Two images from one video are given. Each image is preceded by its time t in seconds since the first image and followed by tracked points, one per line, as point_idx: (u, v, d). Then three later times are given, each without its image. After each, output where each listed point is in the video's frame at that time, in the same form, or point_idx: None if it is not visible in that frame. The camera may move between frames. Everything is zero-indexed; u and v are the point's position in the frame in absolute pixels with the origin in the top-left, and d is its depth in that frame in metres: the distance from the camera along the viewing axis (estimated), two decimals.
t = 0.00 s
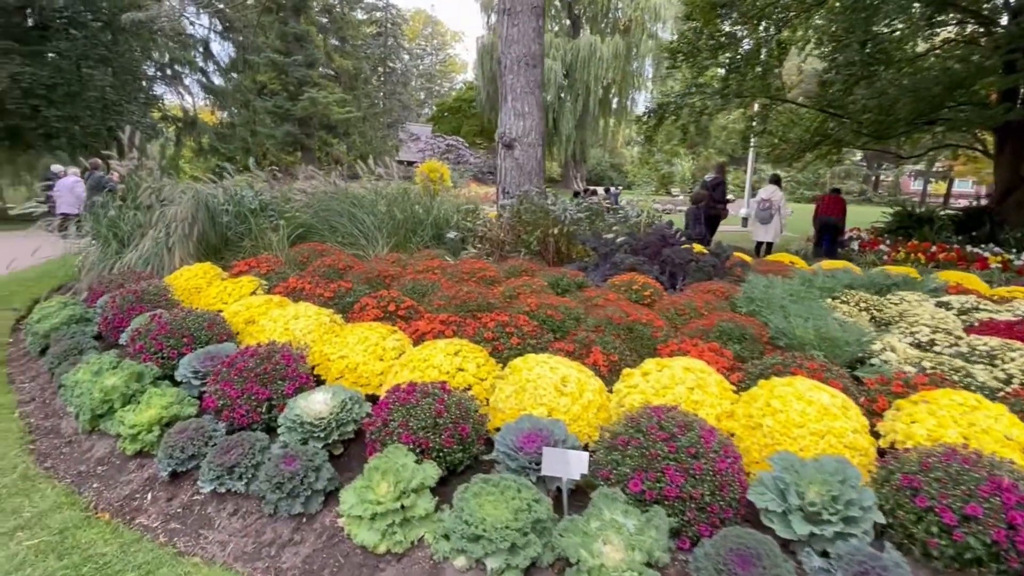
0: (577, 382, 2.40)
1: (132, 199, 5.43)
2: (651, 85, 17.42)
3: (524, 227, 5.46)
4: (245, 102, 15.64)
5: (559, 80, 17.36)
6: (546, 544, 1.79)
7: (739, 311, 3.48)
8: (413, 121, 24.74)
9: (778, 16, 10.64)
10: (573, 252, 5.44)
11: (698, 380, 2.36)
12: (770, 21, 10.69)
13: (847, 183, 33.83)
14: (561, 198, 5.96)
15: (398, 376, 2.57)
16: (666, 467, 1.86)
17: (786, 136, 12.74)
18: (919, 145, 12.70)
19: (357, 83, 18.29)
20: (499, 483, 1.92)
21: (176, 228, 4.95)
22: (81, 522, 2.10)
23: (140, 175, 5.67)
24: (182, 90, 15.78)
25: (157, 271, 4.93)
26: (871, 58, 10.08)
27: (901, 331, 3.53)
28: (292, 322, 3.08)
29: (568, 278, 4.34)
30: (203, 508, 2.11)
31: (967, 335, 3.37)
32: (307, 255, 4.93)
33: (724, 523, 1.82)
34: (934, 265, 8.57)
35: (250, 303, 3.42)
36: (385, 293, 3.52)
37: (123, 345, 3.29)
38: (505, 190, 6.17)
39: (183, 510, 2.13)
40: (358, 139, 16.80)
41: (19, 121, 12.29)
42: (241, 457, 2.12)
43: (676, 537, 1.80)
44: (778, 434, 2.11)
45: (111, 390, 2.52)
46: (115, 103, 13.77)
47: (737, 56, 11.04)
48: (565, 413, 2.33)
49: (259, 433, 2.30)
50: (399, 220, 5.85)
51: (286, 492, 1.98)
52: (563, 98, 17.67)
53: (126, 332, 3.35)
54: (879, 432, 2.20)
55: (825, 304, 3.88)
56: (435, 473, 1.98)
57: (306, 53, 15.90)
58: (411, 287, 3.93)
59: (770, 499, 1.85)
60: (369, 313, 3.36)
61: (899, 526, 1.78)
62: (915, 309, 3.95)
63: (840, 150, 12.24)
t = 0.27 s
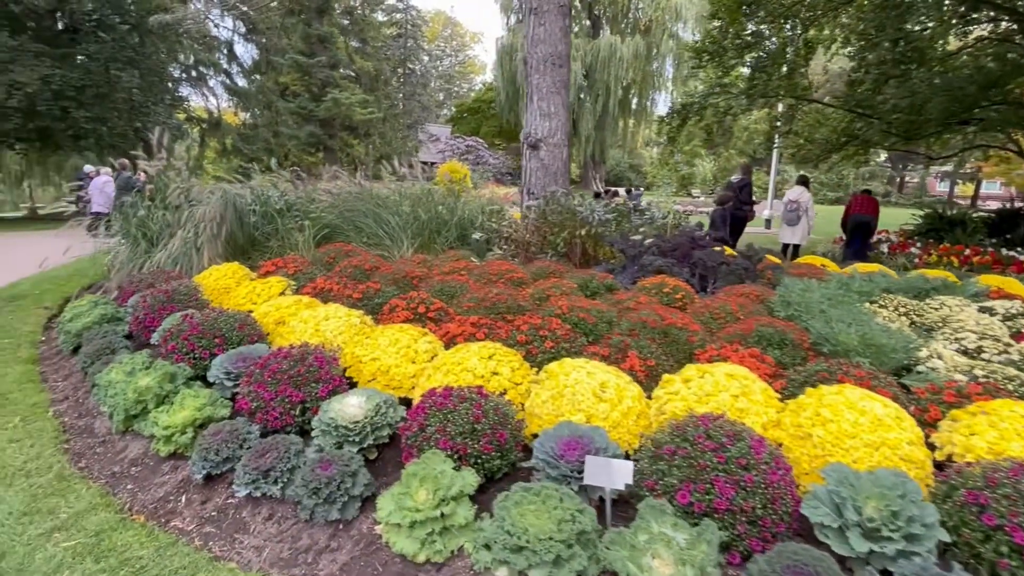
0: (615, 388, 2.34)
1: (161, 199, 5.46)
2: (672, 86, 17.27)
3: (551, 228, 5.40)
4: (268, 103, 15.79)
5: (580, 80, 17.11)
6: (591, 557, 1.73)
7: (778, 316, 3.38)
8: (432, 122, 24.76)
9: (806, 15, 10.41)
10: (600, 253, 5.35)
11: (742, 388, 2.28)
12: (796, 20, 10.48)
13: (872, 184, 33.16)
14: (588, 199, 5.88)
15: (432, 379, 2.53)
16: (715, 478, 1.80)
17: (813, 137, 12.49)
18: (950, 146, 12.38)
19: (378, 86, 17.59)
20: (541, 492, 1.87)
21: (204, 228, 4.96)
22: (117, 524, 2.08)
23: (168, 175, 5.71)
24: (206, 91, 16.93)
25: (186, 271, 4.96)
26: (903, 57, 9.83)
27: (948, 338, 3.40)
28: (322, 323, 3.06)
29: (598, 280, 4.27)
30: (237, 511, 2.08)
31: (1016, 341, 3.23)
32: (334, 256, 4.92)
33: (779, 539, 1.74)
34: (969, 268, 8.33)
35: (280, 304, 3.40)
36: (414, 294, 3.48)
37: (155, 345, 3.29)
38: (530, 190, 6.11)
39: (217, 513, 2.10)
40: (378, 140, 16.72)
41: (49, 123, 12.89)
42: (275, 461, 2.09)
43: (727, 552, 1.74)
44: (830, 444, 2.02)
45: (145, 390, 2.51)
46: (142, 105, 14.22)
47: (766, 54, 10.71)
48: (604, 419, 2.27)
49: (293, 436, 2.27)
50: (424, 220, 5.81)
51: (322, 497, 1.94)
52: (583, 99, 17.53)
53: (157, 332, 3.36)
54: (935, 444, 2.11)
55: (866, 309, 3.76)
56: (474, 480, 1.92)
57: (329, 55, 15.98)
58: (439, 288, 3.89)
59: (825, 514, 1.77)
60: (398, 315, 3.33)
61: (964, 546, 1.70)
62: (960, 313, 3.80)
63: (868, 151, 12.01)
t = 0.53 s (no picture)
0: (667, 399, 2.25)
1: (193, 203, 5.49)
2: (693, 87, 17.11)
3: (582, 232, 5.32)
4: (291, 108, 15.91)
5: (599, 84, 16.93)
6: None
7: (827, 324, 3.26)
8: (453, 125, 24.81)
9: (835, 15, 10.23)
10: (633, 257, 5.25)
11: (802, 401, 2.18)
12: (826, 20, 10.28)
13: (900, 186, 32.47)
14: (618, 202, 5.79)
15: (475, 389, 2.46)
16: (785, 498, 1.70)
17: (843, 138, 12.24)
18: (986, 147, 12.05)
19: (398, 89, 17.76)
20: (598, 510, 1.79)
21: (236, 232, 4.97)
22: (160, 535, 2.05)
23: (201, 179, 5.74)
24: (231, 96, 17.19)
25: (218, 275, 4.96)
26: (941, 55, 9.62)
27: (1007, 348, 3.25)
28: (359, 330, 3.01)
29: (634, 286, 4.18)
30: (282, 524, 2.03)
31: None
32: (364, 260, 4.89)
33: (855, 564, 1.64)
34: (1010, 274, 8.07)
35: (314, 309, 3.37)
36: (450, 300, 3.42)
37: (191, 350, 3.28)
38: (559, 194, 6.03)
39: (261, 526, 2.05)
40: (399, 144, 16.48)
41: (80, 128, 13.14)
42: (320, 472, 2.04)
43: None
44: (901, 462, 1.92)
45: (186, 398, 2.48)
46: (169, 110, 14.41)
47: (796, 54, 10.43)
48: (657, 432, 2.18)
49: (337, 446, 2.22)
50: (453, 224, 5.77)
51: (371, 511, 1.88)
52: (604, 101, 17.39)
53: (193, 337, 3.34)
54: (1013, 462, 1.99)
55: (917, 316, 3.62)
56: (527, 495, 1.85)
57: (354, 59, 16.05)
58: (473, 294, 3.82)
59: (903, 537, 1.67)
60: (435, 321, 3.28)
61: None
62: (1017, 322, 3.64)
63: (899, 152, 11.75)
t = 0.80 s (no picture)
0: (726, 412, 2.17)
1: (227, 209, 5.52)
2: (716, 87, 16.90)
3: (617, 236, 5.24)
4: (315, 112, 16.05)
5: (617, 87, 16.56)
6: None
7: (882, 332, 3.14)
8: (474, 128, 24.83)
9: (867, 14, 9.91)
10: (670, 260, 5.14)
11: (871, 414, 2.08)
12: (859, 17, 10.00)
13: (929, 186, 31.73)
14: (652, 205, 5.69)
15: (524, 399, 2.41)
16: (866, 520, 1.61)
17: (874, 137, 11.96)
18: None
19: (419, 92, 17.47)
20: (664, 529, 1.72)
21: (271, 237, 4.98)
22: (211, 549, 2.02)
23: (235, 184, 5.78)
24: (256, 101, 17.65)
25: (253, 281, 4.98)
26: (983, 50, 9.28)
27: None
28: (401, 337, 2.97)
29: (673, 291, 4.08)
30: (333, 539, 1.99)
31: None
32: (396, 265, 4.87)
33: None
34: None
35: (353, 316, 3.34)
36: (489, 306, 3.37)
37: (232, 357, 3.27)
38: (590, 197, 5.95)
39: (312, 539, 2.01)
40: (420, 146, 16.41)
41: (112, 135, 13.46)
42: (372, 486, 2.00)
43: None
44: (983, 481, 1.81)
45: (232, 407, 2.46)
46: (197, 116, 14.62)
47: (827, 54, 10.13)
48: (717, 446, 2.10)
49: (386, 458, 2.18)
50: (484, 228, 5.72)
51: (428, 528, 1.83)
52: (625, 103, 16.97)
53: (233, 344, 3.34)
54: None
55: (973, 323, 3.48)
56: (588, 513, 1.79)
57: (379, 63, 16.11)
58: (510, 299, 3.77)
59: (995, 564, 1.56)
60: (475, 329, 3.23)
61: None
62: None
63: (932, 151, 11.48)
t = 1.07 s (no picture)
0: (783, 426, 2.08)
1: (263, 209, 5.57)
2: (746, 88, 16.62)
3: (653, 240, 5.14)
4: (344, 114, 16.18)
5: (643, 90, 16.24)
6: None
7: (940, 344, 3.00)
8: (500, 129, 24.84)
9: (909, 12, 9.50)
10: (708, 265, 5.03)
11: (940, 432, 1.97)
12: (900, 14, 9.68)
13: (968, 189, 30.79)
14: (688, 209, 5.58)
15: (570, 408, 2.34)
16: (947, 547, 1.51)
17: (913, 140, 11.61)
18: None
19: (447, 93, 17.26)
20: (726, 550, 1.64)
21: (306, 239, 5.00)
22: (254, 555, 1.99)
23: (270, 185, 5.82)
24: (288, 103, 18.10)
25: (288, 282, 5.01)
26: None
27: None
28: (440, 342, 2.93)
29: (714, 297, 3.98)
30: (378, 548, 1.95)
31: None
32: (430, 267, 4.85)
33: None
34: None
35: (391, 319, 3.31)
36: (528, 311, 3.32)
37: (271, 359, 3.27)
38: (624, 199, 5.86)
39: (356, 549, 1.98)
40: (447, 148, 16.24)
41: (148, 136, 13.75)
42: (418, 495, 1.95)
43: None
44: None
45: (274, 410, 2.45)
46: (230, 117, 14.91)
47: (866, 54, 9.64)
48: (776, 462, 2.01)
49: (430, 467, 2.14)
50: (516, 231, 5.65)
51: (477, 542, 1.78)
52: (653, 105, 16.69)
53: (272, 345, 3.33)
54: None
55: None
56: (644, 530, 1.72)
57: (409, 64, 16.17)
58: (548, 304, 3.71)
59: None
60: (514, 334, 3.17)
61: None
62: None
63: (973, 154, 11.11)
